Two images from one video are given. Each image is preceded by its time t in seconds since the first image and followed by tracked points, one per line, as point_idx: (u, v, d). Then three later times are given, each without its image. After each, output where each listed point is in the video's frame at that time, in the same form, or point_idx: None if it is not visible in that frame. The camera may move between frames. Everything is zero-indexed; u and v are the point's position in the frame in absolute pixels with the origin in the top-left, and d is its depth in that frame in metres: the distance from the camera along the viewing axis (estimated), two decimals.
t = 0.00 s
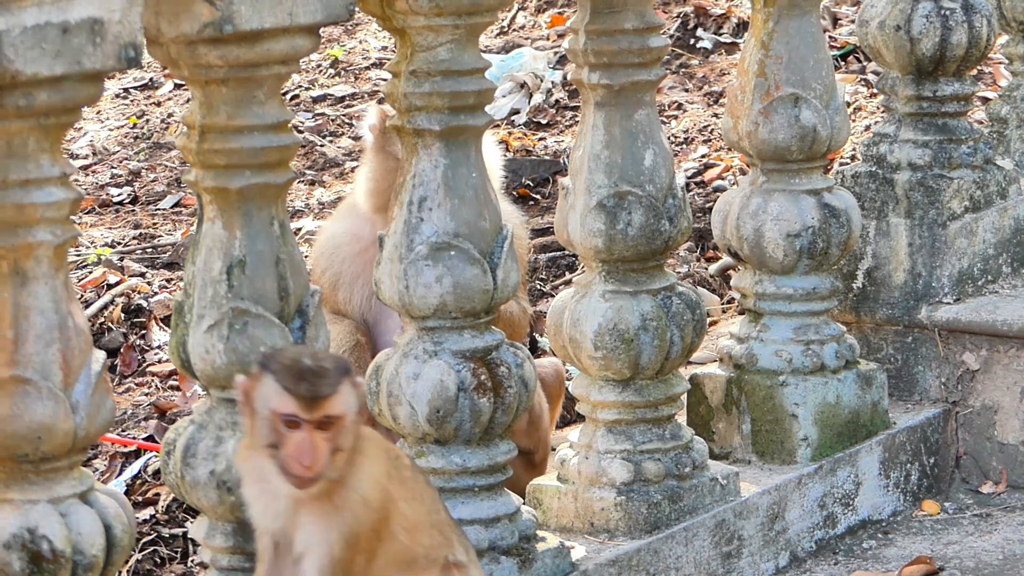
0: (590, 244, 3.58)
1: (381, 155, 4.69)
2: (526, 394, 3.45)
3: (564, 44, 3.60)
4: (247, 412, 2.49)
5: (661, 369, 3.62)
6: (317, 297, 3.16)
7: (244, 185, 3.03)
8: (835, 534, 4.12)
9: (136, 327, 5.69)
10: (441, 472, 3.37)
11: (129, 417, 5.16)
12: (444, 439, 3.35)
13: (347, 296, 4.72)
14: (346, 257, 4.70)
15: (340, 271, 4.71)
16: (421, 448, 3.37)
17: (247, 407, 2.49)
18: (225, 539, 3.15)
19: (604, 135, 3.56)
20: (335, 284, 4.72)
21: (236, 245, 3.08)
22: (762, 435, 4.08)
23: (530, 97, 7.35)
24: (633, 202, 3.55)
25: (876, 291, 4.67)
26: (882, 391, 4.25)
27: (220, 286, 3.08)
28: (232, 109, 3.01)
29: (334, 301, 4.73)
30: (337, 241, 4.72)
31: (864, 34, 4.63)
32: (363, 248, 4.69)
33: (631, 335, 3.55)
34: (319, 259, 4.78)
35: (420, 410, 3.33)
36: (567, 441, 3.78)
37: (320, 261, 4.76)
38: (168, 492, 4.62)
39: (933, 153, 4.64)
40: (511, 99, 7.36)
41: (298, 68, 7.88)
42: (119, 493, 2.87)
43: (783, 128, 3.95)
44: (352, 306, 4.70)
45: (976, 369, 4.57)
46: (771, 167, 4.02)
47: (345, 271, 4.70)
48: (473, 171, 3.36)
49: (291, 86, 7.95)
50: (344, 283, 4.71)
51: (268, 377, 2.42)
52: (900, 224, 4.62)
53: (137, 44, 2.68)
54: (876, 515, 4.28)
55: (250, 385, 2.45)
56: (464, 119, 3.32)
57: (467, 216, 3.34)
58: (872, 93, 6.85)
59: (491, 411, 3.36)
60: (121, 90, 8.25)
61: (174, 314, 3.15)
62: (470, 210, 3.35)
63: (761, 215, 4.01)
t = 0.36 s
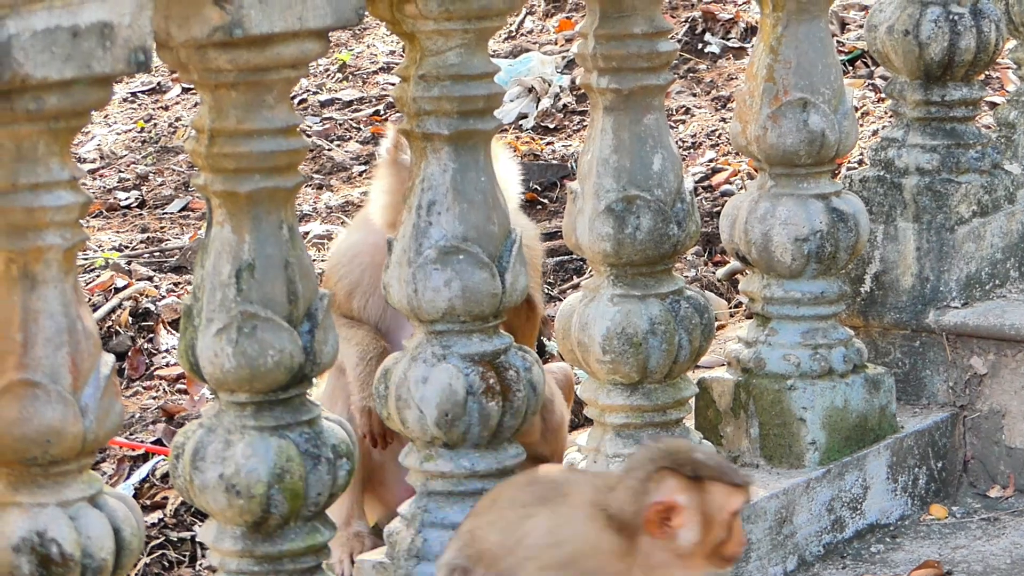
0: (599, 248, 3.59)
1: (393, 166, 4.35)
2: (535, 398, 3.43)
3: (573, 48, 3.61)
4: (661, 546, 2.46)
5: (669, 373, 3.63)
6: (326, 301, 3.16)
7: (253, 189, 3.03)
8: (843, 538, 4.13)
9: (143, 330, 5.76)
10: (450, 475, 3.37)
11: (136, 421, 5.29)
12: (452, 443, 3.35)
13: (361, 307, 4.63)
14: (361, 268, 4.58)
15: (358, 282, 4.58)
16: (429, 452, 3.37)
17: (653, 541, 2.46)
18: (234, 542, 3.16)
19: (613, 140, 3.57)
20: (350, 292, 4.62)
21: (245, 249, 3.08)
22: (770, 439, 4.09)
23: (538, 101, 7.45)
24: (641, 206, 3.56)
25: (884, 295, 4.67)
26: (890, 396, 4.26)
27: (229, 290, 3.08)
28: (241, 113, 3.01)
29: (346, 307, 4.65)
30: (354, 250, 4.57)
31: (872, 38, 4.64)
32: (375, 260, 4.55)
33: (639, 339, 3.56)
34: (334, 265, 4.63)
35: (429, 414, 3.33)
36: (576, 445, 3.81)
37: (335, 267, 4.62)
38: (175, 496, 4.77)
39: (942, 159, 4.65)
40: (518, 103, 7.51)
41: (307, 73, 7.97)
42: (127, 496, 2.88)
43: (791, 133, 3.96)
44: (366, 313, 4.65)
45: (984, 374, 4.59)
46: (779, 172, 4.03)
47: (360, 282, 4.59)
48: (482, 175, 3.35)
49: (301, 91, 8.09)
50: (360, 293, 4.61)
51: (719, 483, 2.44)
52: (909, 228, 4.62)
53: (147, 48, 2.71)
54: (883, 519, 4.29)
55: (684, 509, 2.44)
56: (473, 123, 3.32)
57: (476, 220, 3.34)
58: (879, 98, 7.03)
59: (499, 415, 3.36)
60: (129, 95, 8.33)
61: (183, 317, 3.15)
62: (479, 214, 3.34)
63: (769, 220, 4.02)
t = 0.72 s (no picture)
0: (608, 252, 3.59)
1: (401, 167, 4.63)
2: (544, 401, 3.42)
3: (583, 52, 3.63)
4: (969, 513, 2.79)
5: (678, 376, 3.63)
6: (336, 303, 3.16)
7: (264, 191, 3.04)
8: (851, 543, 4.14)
9: (153, 332, 5.79)
10: (459, 478, 3.37)
11: (146, 423, 5.34)
12: (461, 445, 3.34)
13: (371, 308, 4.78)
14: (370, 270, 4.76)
15: (370, 281, 4.75)
16: (438, 455, 3.36)
17: (961, 508, 2.79)
18: (243, 544, 3.17)
19: (623, 143, 3.58)
20: (362, 293, 4.77)
21: (255, 251, 3.08)
22: (778, 443, 4.14)
23: (547, 105, 7.41)
24: (651, 209, 3.57)
25: (892, 299, 4.70)
26: (898, 399, 4.25)
27: (239, 292, 3.09)
28: (252, 116, 3.02)
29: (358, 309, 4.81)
30: (366, 251, 4.76)
31: (882, 42, 4.70)
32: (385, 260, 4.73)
33: (648, 343, 3.57)
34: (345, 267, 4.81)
35: (438, 416, 3.32)
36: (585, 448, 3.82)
37: (347, 268, 4.79)
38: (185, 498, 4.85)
39: (950, 162, 4.68)
40: (527, 107, 7.43)
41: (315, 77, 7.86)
42: (137, 498, 2.89)
43: (801, 136, 3.99)
44: (378, 314, 4.79)
45: (992, 378, 4.58)
46: (788, 175, 4.05)
47: (370, 283, 4.76)
48: (492, 178, 3.34)
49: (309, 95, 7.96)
50: (371, 295, 4.77)
51: (1010, 451, 2.79)
52: (917, 233, 4.66)
53: (158, 50, 2.70)
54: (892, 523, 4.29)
55: (975, 470, 2.79)
56: (484, 126, 3.32)
57: (486, 223, 3.33)
58: (887, 103, 7.11)
59: (508, 418, 3.35)
60: (138, 97, 8.11)
61: (194, 319, 3.16)
62: (488, 217, 3.34)
63: (778, 224, 4.04)
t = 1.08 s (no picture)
0: (614, 254, 3.60)
1: (406, 166, 4.66)
2: (550, 404, 3.42)
3: (589, 56, 3.64)
4: None
5: (684, 379, 3.64)
6: (343, 305, 3.16)
7: (270, 193, 3.04)
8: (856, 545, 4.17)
9: (158, 335, 5.80)
10: (465, 480, 3.36)
11: (152, 425, 5.35)
12: (467, 448, 3.34)
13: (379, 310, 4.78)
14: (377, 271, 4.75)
15: (376, 283, 4.75)
16: (444, 457, 3.36)
17: None
18: (249, 546, 3.17)
19: (629, 146, 3.59)
20: (370, 294, 4.77)
21: (262, 253, 3.09)
22: (784, 445, 4.12)
23: (552, 108, 7.47)
24: (657, 212, 3.57)
25: (897, 302, 4.71)
26: (904, 403, 4.30)
27: (246, 294, 3.09)
28: (259, 118, 3.02)
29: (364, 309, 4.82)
30: (372, 253, 4.76)
31: (887, 46, 4.71)
32: (392, 261, 4.74)
33: (654, 345, 3.57)
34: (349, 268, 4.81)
35: (444, 418, 3.32)
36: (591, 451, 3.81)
37: (352, 271, 4.78)
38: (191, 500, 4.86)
39: (956, 166, 4.68)
40: (534, 109, 7.49)
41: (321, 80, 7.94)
42: (144, 499, 2.90)
43: (807, 140, 4.00)
44: (386, 316, 4.80)
45: (998, 382, 4.61)
46: (794, 178, 4.08)
47: (377, 285, 4.76)
48: (498, 181, 3.35)
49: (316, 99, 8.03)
50: (378, 296, 4.77)
51: None
52: (923, 236, 4.66)
53: (165, 52, 2.71)
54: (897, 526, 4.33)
55: None
56: (490, 129, 3.32)
57: (492, 226, 3.34)
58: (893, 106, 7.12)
59: (515, 420, 3.34)
60: (144, 99, 8.16)
61: (201, 321, 3.16)
62: (495, 220, 3.34)
63: (784, 227, 4.06)
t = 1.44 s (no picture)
0: (616, 257, 3.60)
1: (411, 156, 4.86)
2: (552, 405, 3.42)
3: (591, 58, 3.64)
4: None
5: (686, 381, 3.64)
6: (345, 308, 3.16)
7: (273, 196, 3.04)
8: (858, 546, 4.19)
9: (162, 338, 5.81)
10: (467, 483, 3.36)
11: (155, 427, 5.35)
12: (470, 450, 3.34)
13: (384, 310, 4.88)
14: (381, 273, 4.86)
15: (380, 284, 4.85)
16: (447, 459, 3.36)
17: None
18: (252, 548, 3.17)
19: (631, 148, 3.59)
20: (374, 296, 4.87)
21: (265, 256, 3.09)
22: (786, 447, 4.13)
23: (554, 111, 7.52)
24: (659, 214, 3.57)
25: (900, 305, 4.72)
26: (906, 405, 4.31)
27: (248, 297, 3.09)
28: (261, 121, 3.01)
29: (369, 314, 4.92)
30: (375, 253, 4.90)
31: (889, 48, 4.71)
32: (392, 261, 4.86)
33: (656, 348, 3.58)
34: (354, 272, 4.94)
35: (446, 421, 3.32)
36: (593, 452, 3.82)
37: (356, 273, 4.91)
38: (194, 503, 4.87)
39: (958, 168, 4.68)
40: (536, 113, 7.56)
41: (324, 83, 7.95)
42: (147, 501, 2.90)
43: (809, 142, 4.01)
44: (390, 317, 4.89)
45: (1000, 383, 4.62)
46: (796, 181, 4.08)
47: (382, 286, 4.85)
48: (500, 183, 3.35)
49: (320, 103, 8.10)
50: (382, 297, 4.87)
51: None
52: (925, 238, 4.66)
53: (167, 55, 2.71)
54: (899, 528, 4.35)
55: None
56: (492, 131, 3.32)
57: (494, 228, 3.33)
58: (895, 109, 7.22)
59: (517, 422, 3.34)
60: (148, 103, 8.17)
61: (203, 324, 3.16)
62: (497, 222, 3.34)
63: (786, 229, 4.07)
